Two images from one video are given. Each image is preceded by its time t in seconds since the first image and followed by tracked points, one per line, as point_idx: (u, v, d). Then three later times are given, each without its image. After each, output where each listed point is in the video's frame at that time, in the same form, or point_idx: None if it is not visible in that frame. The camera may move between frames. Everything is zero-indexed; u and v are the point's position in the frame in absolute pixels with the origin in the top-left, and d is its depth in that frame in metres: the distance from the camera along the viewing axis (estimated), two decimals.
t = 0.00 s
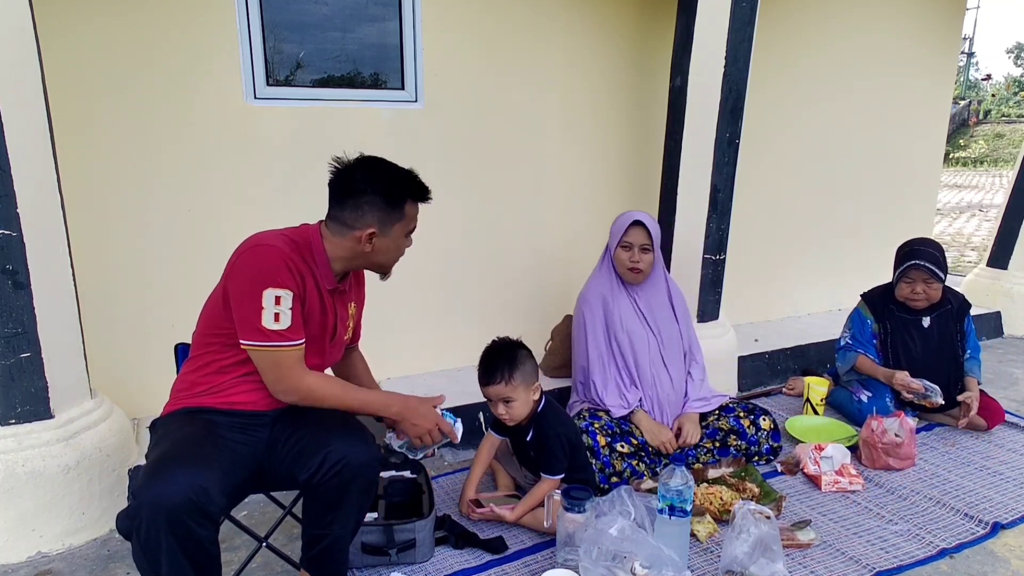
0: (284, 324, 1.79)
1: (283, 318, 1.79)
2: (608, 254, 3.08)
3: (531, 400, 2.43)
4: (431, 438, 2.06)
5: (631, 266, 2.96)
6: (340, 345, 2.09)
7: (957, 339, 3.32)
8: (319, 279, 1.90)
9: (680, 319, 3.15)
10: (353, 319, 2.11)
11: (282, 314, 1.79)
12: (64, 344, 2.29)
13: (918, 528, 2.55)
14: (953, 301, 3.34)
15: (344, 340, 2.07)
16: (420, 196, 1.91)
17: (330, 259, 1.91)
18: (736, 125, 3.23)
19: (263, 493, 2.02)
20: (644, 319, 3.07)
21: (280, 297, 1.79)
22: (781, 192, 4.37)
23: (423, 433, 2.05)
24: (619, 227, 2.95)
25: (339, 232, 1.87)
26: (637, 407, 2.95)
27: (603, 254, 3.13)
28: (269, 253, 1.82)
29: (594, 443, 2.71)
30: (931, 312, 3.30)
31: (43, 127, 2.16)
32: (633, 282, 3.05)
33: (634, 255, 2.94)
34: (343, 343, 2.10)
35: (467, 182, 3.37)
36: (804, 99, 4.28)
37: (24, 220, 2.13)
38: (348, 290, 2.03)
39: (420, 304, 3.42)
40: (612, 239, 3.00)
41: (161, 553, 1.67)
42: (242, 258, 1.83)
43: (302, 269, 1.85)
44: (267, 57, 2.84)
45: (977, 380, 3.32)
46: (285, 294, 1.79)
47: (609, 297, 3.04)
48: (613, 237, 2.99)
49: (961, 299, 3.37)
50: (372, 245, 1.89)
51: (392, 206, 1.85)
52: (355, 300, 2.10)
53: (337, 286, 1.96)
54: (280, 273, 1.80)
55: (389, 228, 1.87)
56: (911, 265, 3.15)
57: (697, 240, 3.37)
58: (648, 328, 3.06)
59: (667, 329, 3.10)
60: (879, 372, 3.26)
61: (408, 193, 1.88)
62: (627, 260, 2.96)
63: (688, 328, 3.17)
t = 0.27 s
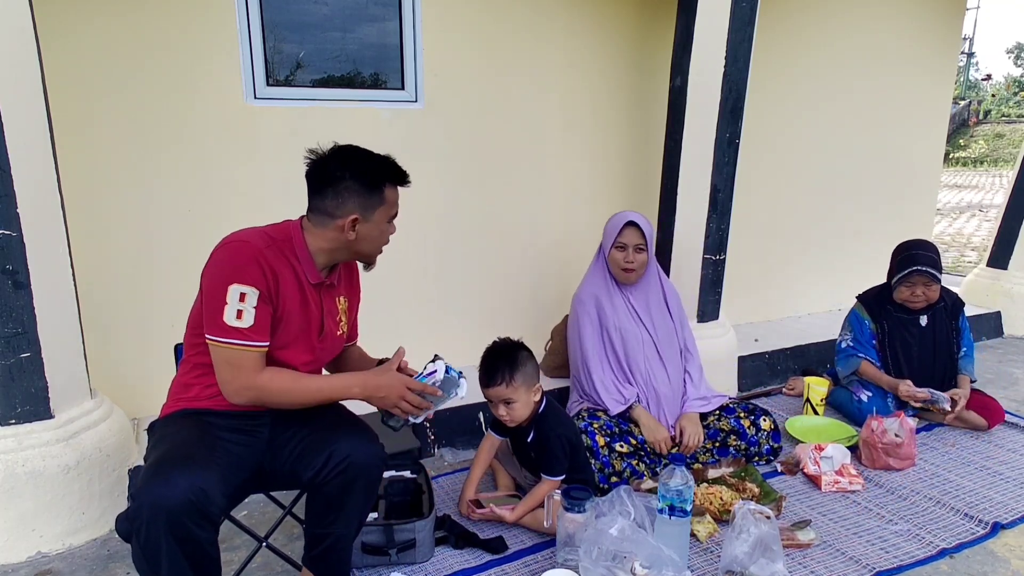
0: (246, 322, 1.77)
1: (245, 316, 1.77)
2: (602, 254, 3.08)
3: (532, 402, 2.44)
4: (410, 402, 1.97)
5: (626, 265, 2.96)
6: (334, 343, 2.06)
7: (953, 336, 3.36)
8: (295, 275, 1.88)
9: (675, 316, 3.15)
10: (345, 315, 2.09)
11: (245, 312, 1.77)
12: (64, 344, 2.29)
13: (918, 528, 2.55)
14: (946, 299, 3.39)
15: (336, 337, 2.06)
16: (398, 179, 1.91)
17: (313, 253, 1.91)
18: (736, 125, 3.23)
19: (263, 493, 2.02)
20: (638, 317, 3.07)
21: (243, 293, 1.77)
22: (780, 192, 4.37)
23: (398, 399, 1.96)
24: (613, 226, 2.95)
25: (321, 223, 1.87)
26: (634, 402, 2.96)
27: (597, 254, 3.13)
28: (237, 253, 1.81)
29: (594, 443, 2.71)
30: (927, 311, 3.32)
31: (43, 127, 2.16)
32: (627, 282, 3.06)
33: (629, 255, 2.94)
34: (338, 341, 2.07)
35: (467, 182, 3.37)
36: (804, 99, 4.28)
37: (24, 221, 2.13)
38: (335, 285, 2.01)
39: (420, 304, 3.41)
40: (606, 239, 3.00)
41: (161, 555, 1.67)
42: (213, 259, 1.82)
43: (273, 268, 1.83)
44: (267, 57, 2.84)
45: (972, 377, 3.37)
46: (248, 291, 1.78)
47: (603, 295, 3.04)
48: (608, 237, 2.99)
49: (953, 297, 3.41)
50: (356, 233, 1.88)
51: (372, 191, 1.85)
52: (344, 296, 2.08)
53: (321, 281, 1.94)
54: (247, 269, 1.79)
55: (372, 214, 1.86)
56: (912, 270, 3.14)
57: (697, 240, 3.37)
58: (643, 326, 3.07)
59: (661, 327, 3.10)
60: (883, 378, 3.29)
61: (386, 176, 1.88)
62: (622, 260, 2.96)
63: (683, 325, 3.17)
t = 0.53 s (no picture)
0: (208, 319, 1.74)
1: (208, 313, 1.74)
2: (601, 254, 3.07)
3: (532, 402, 2.44)
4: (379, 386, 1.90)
5: (625, 265, 2.96)
6: (321, 339, 2.03)
7: (950, 335, 3.38)
8: (266, 270, 1.86)
9: (674, 316, 3.15)
10: (334, 311, 2.07)
11: (208, 309, 1.74)
12: (64, 344, 2.29)
13: (918, 528, 2.55)
14: (943, 298, 3.40)
15: (324, 333, 2.03)
16: (373, 168, 1.91)
17: (290, 248, 1.91)
18: (736, 125, 3.23)
19: (263, 493, 2.03)
20: (637, 317, 3.08)
21: (206, 290, 1.74)
22: (780, 192, 4.38)
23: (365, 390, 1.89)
24: (613, 226, 2.96)
25: (298, 216, 1.87)
26: (634, 401, 2.95)
27: (596, 254, 3.13)
28: (202, 249, 1.80)
29: (594, 443, 2.71)
30: (926, 310, 3.32)
31: (44, 127, 2.16)
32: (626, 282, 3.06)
33: (629, 255, 2.95)
34: (326, 336, 2.05)
35: (467, 182, 3.37)
36: (804, 99, 4.28)
37: (24, 220, 2.13)
38: (320, 280, 2.00)
39: (420, 304, 3.41)
40: (605, 239, 3.01)
41: (160, 558, 1.67)
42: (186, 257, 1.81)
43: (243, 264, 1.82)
44: (267, 57, 2.84)
45: (970, 375, 3.38)
46: (213, 288, 1.75)
47: (602, 295, 3.04)
48: (607, 237, 2.99)
49: (951, 297, 3.42)
50: (333, 224, 1.87)
51: (346, 179, 1.85)
52: (333, 290, 2.06)
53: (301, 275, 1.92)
54: (213, 266, 1.77)
55: (347, 203, 1.86)
56: (913, 272, 3.13)
57: (697, 240, 3.37)
58: (641, 326, 3.07)
59: (660, 327, 3.10)
60: (887, 382, 3.28)
61: (360, 164, 1.87)
62: (621, 261, 2.96)
63: (681, 325, 3.18)
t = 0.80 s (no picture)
0: (174, 318, 1.75)
1: (174, 311, 1.75)
2: (601, 255, 3.08)
3: (533, 402, 2.44)
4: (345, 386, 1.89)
5: (626, 267, 2.96)
6: (305, 340, 2.02)
7: (951, 334, 3.38)
8: (240, 269, 1.87)
9: (674, 316, 3.15)
10: (322, 313, 2.06)
11: (173, 307, 1.75)
12: (64, 344, 2.29)
13: (918, 528, 2.55)
14: (943, 297, 3.40)
15: (310, 335, 2.02)
16: (352, 162, 1.91)
17: (269, 247, 1.91)
18: (736, 125, 3.23)
19: (263, 493, 2.03)
20: (638, 318, 3.08)
21: (173, 288, 1.75)
22: (780, 192, 4.37)
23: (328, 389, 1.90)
24: (613, 227, 2.95)
25: (276, 213, 1.87)
26: (633, 402, 2.95)
27: (596, 254, 3.13)
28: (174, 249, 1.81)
29: (593, 443, 2.71)
30: (926, 310, 3.33)
31: (44, 127, 2.16)
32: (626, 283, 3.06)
33: (630, 256, 2.95)
34: (311, 338, 2.03)
35: (467, 182, 3.37)
36: (804, 99, 4.28)
37: (24, 220, 2.13)
38: (305, 280, 1.99)
39: (420, 304, 3.41)
40: (605, 239, 3.01)
41: (160, 559, 1.66)
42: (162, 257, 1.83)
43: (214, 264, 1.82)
44: (267, 57, 2.84)
45: (970, 375, 3.38)
46: (180, 287, 1.76)
47: (602, 296, 3.04)
48: (607, 238, 2.99)
49: (951, 296, 3.42)
50: (311, 219, 1.87)
51: (322, 173, 1.84)
52: (322, 291, 2.05)
53: (280, 274, 1.92)
54: (183, 265, 1.78)
55: (323, 197, 1.85)
56: (914, 273, 3.13)
57: (697, 240, 3.37)
58: (642, 327, 3.07)
59: (661, 327, 3.10)
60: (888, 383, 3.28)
61: (336, 159, 1.87)
62: (623, 262, 2.96)
63: (682, 325, 3.17)
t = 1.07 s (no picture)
0: (149, 318, 1.75)
1: (149, 312, 1.75)
2: (603, 255, 3.07)
3: (534, 400, 2.44)
4: (314, 377, 1.84)
5: (628, 268, 2.96)
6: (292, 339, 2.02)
7: (952, 334, 3.38)
8: (221, 269, 1.87)
9: (675, 317, 3.15)
10: (311, 312, 2.06)
11: (148, 307, 1.75)
12: (64, 344, 2.29)
13: (918, 528, 2.55)
14: (944, 297, 3.40)
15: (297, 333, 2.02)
16: (329, 153, 1.91)
17: (252, 245, 1.91)
18: (736, 125, 3.23)
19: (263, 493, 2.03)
20: (639, 318, 3.07)
21: (149, 289, 1.76)
22: (780, 192, 4.37)
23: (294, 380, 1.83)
24: (616, 227, 2.95)
25: (255, 207, 1.88)
26: (633, 402, 2.95)
27: (597, 254, 3.13)
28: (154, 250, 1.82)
29: (593, 443, 2.71)
30: (927, 310, 3.33)
31: (44, 127, 2.16)
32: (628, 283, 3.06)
33: (632, 258, 2.94)
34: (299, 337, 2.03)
35: (467, 182, 3.37)
36: (804, 99, 4.28)
37: (24, 220, 2.13)
38: (291, 279, 1.99)
39: (420, 304, 3.41)
40: (608, 240, 3.00)
41: (161, 559, 1.66)
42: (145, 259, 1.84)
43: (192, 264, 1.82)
44: (267, 57, 2.84)
45: (970, 376, 3.39)
46: (156, 287, 1.76)
47: (603, 296, 3.04)
48: (610, 238, 2.99)
49: (951, 296, 3.42)
50: (289, 211, 1.86)
51: (298, 164, 1.84)
52: (310, 290, 2.05)
53: (264, 272, 1.92)
54: (162, 265, 1.78)
55: (299, 187, 1.84)
56: (917, 273, 3.12)
57: (697, 240, 3.37)
58: (643, 327, 3.07)
59: (662, 328, 3.10)
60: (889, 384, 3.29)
61: (311, 149, 1.86)
62: (625, 263, 2.96)
63: (683, 326, 3.17)
